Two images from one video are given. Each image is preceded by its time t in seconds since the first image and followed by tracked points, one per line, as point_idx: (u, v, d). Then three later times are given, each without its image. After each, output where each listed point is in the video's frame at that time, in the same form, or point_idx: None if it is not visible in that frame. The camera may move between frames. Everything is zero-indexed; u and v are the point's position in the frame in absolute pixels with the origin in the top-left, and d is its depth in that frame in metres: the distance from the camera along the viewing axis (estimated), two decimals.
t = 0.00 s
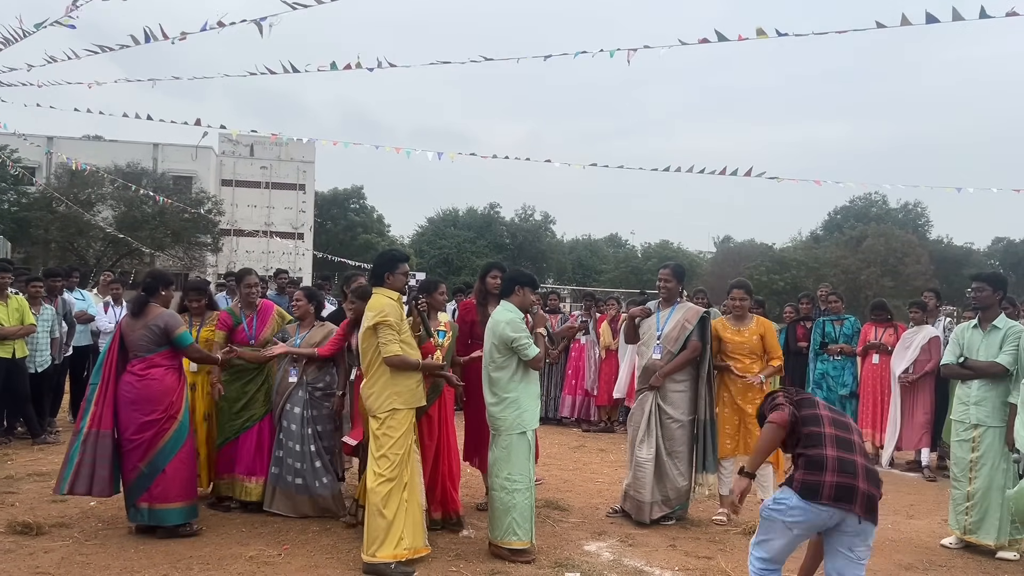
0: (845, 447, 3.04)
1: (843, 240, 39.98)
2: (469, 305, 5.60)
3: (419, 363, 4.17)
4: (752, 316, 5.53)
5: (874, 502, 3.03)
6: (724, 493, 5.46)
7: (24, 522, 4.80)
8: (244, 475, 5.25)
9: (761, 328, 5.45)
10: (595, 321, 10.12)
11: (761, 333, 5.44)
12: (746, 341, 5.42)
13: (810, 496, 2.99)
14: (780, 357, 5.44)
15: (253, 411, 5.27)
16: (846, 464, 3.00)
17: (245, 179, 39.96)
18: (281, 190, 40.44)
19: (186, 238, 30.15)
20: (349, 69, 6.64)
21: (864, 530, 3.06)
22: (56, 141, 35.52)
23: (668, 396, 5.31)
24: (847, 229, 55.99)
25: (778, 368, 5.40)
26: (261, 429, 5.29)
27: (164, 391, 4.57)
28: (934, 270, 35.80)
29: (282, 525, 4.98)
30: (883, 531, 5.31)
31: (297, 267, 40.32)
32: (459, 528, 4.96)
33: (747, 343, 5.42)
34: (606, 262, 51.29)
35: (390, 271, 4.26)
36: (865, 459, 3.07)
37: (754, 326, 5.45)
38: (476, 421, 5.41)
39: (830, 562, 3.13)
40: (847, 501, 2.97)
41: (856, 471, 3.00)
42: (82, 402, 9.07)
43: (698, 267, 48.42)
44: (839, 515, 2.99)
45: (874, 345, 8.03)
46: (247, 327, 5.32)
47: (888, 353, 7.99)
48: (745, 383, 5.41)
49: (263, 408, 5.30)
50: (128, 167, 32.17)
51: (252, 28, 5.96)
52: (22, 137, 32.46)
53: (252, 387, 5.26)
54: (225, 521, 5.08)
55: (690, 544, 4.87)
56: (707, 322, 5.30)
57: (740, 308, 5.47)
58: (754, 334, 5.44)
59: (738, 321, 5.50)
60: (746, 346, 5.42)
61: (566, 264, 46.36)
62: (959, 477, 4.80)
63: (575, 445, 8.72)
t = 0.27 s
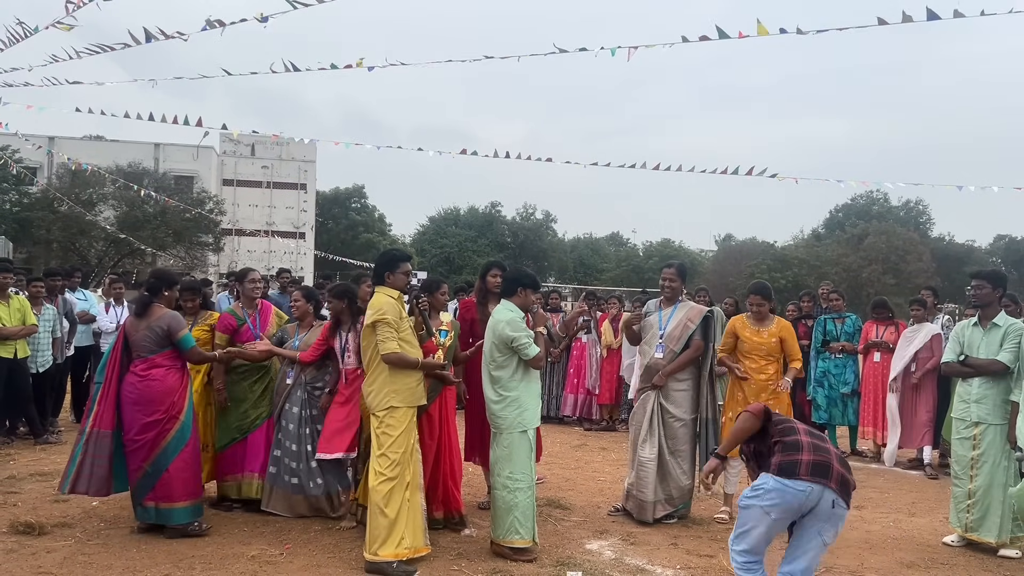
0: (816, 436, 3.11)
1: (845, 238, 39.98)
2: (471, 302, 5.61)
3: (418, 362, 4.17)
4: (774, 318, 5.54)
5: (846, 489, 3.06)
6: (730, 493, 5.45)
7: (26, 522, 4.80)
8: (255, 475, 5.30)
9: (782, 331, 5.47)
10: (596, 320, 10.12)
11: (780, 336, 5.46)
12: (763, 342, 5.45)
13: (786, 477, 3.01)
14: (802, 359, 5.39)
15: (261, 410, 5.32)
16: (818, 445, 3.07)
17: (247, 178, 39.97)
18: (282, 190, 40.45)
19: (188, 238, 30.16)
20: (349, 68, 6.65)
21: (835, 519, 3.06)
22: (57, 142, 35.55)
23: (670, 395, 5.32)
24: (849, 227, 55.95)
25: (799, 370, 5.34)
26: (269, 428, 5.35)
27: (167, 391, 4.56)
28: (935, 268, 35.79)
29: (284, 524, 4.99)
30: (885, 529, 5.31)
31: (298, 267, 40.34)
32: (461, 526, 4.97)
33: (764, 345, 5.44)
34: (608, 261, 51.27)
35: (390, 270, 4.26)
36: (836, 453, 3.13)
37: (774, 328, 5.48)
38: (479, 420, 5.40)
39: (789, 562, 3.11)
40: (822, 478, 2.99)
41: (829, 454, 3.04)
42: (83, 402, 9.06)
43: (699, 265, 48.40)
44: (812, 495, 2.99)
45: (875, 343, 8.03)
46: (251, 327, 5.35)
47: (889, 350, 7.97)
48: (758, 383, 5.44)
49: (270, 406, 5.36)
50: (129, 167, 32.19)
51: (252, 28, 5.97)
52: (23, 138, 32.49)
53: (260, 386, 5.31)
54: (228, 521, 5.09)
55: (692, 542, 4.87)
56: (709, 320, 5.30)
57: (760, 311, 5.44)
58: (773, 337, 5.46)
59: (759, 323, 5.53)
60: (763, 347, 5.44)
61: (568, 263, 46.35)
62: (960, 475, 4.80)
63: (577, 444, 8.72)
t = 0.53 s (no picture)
0: (802, 419, 3.09)
1: (848, 237, 39.94)
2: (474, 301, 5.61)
3: (418, 361, 4.16)
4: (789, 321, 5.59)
5: (832, 472, 3.04)
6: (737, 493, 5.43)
7: (30, 522, 4.81)
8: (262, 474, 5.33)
9: (796, 332, 5.53)
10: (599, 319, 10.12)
11: (794, 338, 5.52)
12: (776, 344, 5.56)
13: (768, 467, 3.03)
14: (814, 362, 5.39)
15: (268, 410, 5.33)
16: (800, 430, 3.06)
17: (249, 179, 40.01)
18: (285, 190, 40.49)
19: (191, 238, 30.20)
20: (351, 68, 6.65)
21: (824, 501, 3.06)
22: (60, 142, 35.63)
23: (673, 395, 5.32)
24: (852, 225, 55.87)
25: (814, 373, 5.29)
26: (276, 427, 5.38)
27: (173, 393, 4.57)
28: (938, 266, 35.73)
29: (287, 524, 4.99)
30: (888, 528, 5.30)
31: (301, 267, 40.38)
32: (463, 526, 4.97)
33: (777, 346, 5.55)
34: (610, 260, 51.24)
35: (391, 270, 4.27)
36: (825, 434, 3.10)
37: (788, 329, 5.55)
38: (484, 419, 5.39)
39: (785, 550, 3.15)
40: (804, 465, 2.99)
41: (812, 438, 3.04)
42: (87, 402, 9.08)
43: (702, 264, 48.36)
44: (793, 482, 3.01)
45: (878, 342, 7.94)
46: (257, 325, 5.41)
47: (892, 349, 7.90)
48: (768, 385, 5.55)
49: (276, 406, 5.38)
50: (132, 168, 32.24)
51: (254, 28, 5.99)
52: (27, 139, 32.57)
53: (266, 386, 5.32)
54: (230, 521, 5.10)
55: (694, 542, 4.87)
56: (713, 320, 5.28)
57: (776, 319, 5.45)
58: (786, 338, 5.54)
59: (774, 325, 5.57)
60: (776, 349, 5.55)
61: (570, 262, 46.34)
62: (963, 474, 4.80)
63: (579, 443, 8.72)
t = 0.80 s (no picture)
0: (800, 407, 3.08)
1: (851, 236, 39.88)
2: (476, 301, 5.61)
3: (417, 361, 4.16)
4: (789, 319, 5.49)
5: (824, 464, 3.04)
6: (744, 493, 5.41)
7: (34, 522, 4.82)
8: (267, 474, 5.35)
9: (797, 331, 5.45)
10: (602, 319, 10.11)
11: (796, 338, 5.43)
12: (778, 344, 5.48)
13: (759, 456, 3.15)
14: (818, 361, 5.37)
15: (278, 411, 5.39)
16: (791, 421, 3.08)
17: (253, 179, 40.04)
18: (288, 190, 40.53)
19: (195, 238, 30.21)
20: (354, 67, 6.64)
21: (817, 490, 3.08)
22: (65, 142, 35.69)
23: (677, 393, 5.30)
24: (856, 225, 55.76)
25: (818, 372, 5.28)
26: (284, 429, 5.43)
27: (187, 395, 4.58)
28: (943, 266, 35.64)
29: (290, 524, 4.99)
30: (893, 528, 5.29)
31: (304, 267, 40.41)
32: (466, 526, 4.97)
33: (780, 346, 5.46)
34: (614, 260, 51.18)
35: (394, 269, 4.28)
36: (823, 422, 3.07)
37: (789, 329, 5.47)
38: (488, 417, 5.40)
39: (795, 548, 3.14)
40: (787, 456, 3.05)
41: (801, 430, 3.06)
42: (91, 402, 9.09)
43: (705, 264, 48.29)
44: (778, 470, 3.09)
45: (881, 341, 7.93)
46: (271, 323, 5.65)
47: (896, 349, 7.86)
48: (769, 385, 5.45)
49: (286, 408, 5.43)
50: (136, 168, 32.27)
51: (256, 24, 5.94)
52: (31, 140, 32.63)
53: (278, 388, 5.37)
54: (234, 520, 5.11)
55: (698, 541, 4.86)
56: (715, 319, 5.29)
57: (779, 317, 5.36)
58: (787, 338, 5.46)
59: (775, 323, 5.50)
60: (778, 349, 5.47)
61: (574, 262, 46.31)
62: (967, 474, 4.79)
63: (583, 443, 8.71)
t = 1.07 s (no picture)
0: (799, 402, 3.07)
1: (856, 236, 39.81)
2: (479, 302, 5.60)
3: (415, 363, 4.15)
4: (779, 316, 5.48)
5: (824, 458, 3.00)
6: (752, 493, 5.37)
7: (40, 522, 4.83)
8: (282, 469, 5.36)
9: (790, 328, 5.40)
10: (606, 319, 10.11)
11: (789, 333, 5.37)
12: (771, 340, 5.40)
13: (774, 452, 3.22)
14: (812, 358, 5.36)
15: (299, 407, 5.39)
16: (792, 416, 3.10)
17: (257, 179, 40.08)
18: (292, 190, 40.58)
19: (199, 239, 30.21)
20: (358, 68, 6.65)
21: (825, 484, 3.03)
22: (69, 143, 35.79)
23: (675, 392, 5.29)
24: (860, 225, 55.65)
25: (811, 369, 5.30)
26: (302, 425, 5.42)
27: (198, 397, 4.58)
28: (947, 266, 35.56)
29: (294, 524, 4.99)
30: (897, 529, 5.28)
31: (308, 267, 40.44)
32: (470, 526, 4.97)
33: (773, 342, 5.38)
34: (617, 260, 51.14)
35: (397, 270, 4.28)
36: (824, 413, 3.01)
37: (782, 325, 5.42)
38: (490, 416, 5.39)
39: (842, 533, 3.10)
40: (788, 451, 3.08)
41: (800, 425, 3.06)
42: (95, 402, 9.11)
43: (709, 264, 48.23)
44: (783, 466, 3.16)
45: (886, 341, 7.93)
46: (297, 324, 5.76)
47: (901, 349, 7.86)
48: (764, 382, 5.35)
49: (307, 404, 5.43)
50: (141, 169, 32.33)
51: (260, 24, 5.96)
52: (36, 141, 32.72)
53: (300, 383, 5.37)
54: (239, 521, 5.11)
55: (702, 542, 4.86)
56: (712, 318, 5.31)
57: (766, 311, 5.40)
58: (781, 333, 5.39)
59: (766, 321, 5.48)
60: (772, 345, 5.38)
61: (577, 262, 46.28)
62: (972, 474, 4.78)
63: (587, 443, 8.71)
